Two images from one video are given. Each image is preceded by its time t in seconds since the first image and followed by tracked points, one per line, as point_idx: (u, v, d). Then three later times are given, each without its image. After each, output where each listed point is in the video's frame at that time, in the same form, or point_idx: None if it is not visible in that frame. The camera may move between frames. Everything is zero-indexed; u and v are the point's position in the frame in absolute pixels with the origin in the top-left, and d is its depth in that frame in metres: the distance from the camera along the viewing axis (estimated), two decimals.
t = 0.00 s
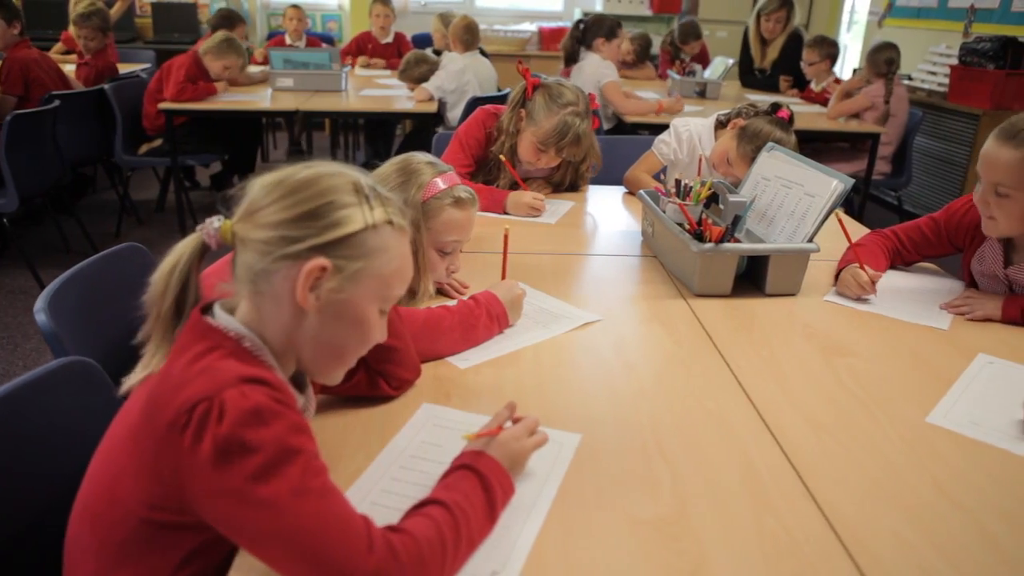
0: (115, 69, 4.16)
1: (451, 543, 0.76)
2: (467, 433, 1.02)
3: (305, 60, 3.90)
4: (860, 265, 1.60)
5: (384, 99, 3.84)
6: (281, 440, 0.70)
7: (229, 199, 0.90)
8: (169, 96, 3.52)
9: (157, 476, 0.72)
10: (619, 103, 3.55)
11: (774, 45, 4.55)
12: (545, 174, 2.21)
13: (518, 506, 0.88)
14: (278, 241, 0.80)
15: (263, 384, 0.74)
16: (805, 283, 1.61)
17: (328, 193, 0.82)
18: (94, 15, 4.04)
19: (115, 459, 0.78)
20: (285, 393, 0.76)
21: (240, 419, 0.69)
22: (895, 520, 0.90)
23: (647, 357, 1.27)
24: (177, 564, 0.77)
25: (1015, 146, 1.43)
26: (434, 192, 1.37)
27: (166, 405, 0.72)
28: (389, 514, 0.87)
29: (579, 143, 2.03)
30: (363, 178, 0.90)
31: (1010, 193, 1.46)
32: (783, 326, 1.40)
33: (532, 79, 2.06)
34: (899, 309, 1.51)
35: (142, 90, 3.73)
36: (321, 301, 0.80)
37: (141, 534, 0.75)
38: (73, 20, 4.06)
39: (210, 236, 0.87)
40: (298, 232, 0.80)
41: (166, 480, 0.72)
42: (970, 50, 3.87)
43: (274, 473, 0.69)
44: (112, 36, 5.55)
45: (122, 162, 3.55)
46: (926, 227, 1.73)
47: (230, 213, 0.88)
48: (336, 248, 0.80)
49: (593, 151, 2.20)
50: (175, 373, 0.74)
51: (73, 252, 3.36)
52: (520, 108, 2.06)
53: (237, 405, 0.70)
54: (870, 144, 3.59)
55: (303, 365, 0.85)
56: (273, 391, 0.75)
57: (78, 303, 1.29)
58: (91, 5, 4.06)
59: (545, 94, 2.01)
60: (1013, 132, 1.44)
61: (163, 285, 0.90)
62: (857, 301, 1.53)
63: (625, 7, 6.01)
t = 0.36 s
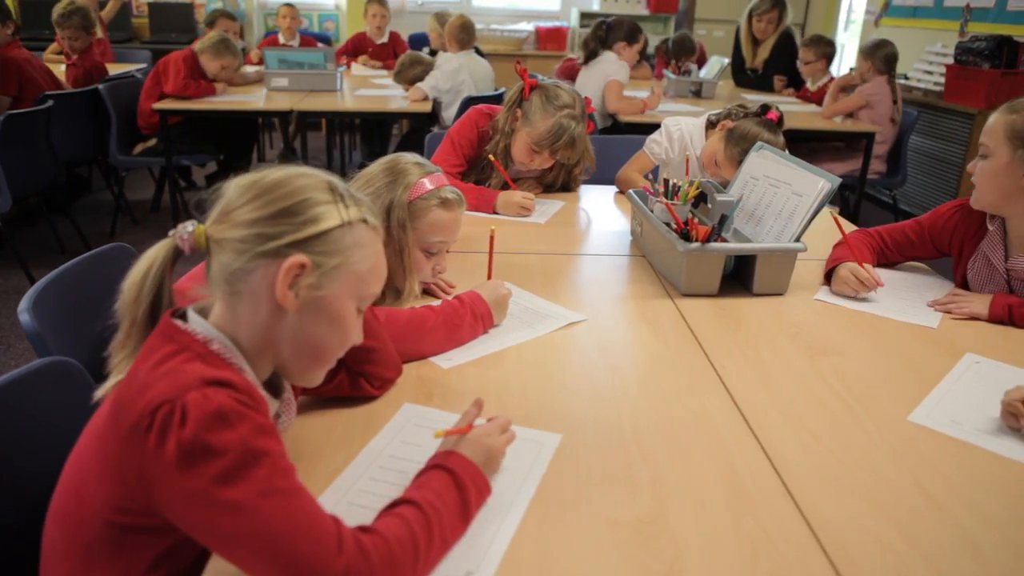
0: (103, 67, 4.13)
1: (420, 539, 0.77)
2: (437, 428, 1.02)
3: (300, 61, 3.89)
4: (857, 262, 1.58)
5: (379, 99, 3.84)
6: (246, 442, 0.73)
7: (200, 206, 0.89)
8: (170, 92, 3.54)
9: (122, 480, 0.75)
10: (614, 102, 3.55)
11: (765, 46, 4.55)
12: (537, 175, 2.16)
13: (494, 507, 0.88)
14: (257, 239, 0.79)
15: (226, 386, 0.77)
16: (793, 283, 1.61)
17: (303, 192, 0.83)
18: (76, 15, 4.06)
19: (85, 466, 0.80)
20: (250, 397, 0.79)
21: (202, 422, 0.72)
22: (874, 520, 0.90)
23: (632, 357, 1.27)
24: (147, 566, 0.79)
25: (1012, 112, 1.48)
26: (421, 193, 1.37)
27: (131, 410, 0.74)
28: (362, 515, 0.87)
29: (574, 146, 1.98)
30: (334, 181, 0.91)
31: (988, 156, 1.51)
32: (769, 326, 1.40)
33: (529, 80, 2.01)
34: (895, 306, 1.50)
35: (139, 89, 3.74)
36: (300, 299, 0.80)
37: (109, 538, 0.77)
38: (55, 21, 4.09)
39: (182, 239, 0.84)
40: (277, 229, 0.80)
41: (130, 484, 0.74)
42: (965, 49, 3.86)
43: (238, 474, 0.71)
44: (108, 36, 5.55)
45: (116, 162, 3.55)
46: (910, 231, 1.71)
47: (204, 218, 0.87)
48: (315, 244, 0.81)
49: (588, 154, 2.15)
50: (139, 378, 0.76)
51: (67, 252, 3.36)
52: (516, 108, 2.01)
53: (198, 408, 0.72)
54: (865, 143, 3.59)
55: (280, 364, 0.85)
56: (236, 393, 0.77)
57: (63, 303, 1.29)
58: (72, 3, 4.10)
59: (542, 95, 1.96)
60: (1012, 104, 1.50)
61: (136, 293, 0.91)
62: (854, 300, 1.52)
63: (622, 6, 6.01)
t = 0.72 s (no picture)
0: (93, 67, 4.11)
1: (397, 540, 0.77)
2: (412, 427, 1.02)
3: (295, 60, 3.89)
4: (845, 261, 1.57)
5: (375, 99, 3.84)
6: (223, 442, 0.72)
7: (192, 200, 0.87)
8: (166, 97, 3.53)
9: (99, 479, 0.73)
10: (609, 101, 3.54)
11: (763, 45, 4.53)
12: (529, 175, 2.16)
13: (473, 507, 0.88)
14: (244, 253, 0.78)
15: (204, 386, 0.76)
16: (783, 282, 1.61)
17: (296, 205, 0.81)
18: (61, 13, 4.07)
19: (63, 464, 0.79)
20: (228, 397, 0.78)
21: (179, 422, 0.71)
22: (854, 520, 0.90)
23: (620, 358, 1.26)
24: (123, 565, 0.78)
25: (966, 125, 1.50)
26: (409, 193, 1.36)
27: (108, 409, 0.73)
28: (339, 515, 0.87)
29: (564, 147, 1.98)
30: (330, 189, 0.89)
31: (951, 168, 1.52)
32: (757, 326, 1.39)
33: (521, 79, 2.01)
34: (884, 302, 1.51)
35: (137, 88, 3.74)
36: (282, 314, 0.79)
37: (85, 537, 0.76)
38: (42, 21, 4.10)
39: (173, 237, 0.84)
40: (266, 244, 0.78)
41: (107, 483, 0.73)
42: (961, 48, 3.86)
43: (215, 475, 0.70)
44: (105, 36, 5.55)
45: (112, 163, 3.55)
46: (889, 232, 1.70)
47: (193, 217, 0.85)
48: (303, 262, 0.80)
49: (580, 154, 2.15)
50: (119, 377, 0.75)
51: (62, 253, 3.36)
52: (507, 108, 2.01)
53: (177, 408, 0.71)
54: (861, 143, 3.58)
55: (261, 367, 0.84)
56: (216, 394, 0.76)
57: (49, 303, 1.28)
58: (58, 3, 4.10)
59: (533, 95, 1.96)
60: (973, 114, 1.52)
61: (123, 288, 0.89)
62: (847, 298, 1.52)
63: (619, 6, 6.01)
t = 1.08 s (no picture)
0: (83, 68, 4.09)
1: (369, 541, 0.77)
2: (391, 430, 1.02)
3: (289, 60, 3.88)
4: (830, 262, 1.57)
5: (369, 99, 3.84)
6: (193, 442, 0.72)
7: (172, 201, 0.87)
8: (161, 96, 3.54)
9: (69, 479, 0.73)
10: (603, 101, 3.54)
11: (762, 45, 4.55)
12: (519, 174, 2.16)
13: (449, 507, 0.88)
14: (218, 253, 0.78)
15: (177, 386, 0.76)
16: (769, 282, 1.60)
17: (273, 207, 0.81)
18: (47, 10, 4.07)
19: (34, 462, 0.78)
20: (201, 396, 0.77)
21: (149, 422, 0.70)
22: (830, 520, 0.89)
23: (604, 358, 1.26)
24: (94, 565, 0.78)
25: (936, 130, 1.50)
26: (393, 193, 1.35)
27: (79, 408, 0.72)
28: (311, 515, 0.86)
29: (554, 146, 1.98)
30: (311, 192, 0.89)
31: (923, 173, 1.53)
32: (742, 326, 1.39)
33: (509, 79, 2.01)
34: (871, 301, 1.51)
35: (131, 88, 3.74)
36: (257, 316, 0.78)
37: (56, 536, 0.76)
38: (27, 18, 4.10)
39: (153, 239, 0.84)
40: (240, 245, 0.78)
41: (77, 483, 0.73)
42: (957, 47, 3.87)
43: (185, 475, 0.70)
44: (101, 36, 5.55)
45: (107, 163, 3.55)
46: (873, 230, 1.69)
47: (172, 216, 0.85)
48: (277, 264, 0.79)
49: (570, 153, 2.15)
50: (91, 376, 0.75)
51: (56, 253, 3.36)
52: (496, 108, 2.01)
53: (147, 408, 0.71)
54: (855, 142, 3.58)
55: (236, 367, 0.84)
56: (188, 394, 0.76)
57: (32, 303, 1.28)
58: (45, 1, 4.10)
59: (522, 94, 1.96)
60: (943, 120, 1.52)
61: (101, 286, 0.88)
62: (831, 299, 1.51)
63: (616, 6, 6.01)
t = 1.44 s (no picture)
0: (79, 68, 4.14)
1: (341, 541, 0.77)
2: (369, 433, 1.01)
3: (285, 60, 3.88)
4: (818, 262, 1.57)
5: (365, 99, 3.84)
6: (164, 442, 0.72)
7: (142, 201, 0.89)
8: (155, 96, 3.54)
9: (39, 478, 0.73)
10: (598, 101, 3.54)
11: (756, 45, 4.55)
12: (510, 174, 2.16)
13: (426, 507, 0.88)
14: (178, 249, 0.80)
15: (149, 385, 0.76)
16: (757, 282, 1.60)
17: (233, 201, 0.82)
18: (39, 9, 4.06)
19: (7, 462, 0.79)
20: (172, 396, 0.78)
21: (120, 421, 0.70)
22: (809, 520, 0.89)
23: (589, 357, 1.26)
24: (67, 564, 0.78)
25: (946, 133, 1.42)
26: (378, 193, 1.35)
27: (50, 407, 0.73)
28: (289, 515, 0.86)
29: (542, 146, 1.98)
30: (279, 186, 0.89)
31: (938, 179, 1.44)
32: (728, 327, 1.39)
33: (499, 79, 2.02)
34: (859, 302, 1.51)
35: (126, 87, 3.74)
36: (219, 310, 0.79)
37: (27, 536, 0.76)
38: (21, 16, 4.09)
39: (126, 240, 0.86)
40: (198, 240, 0.79)
41: (49, 483, 0.73)
42: (952, 47, 3.88)
43: (156, 474, 0.70)
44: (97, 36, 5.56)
45: (102, 163, 3.55)
46: (862, 230, 1.68)
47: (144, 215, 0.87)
48: (236, 257, 0.79)
49: (560, 154, 2.15)
50: (64, 375, 0.75)
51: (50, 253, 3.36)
52: (486, 108, 2.02)
53: (118, 407, 0.71)
54: (850, 142, 3.58)
55: (210, 365, 0.84)
56: (158, 392, 0.76)
57: (17, 304, 1.28)
58: None
59: (511, 94, 1.97)
60: (944, 120, 1.44)
61: (79, 286, 0.90)
62: (819, 299, 1.51)
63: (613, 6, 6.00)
